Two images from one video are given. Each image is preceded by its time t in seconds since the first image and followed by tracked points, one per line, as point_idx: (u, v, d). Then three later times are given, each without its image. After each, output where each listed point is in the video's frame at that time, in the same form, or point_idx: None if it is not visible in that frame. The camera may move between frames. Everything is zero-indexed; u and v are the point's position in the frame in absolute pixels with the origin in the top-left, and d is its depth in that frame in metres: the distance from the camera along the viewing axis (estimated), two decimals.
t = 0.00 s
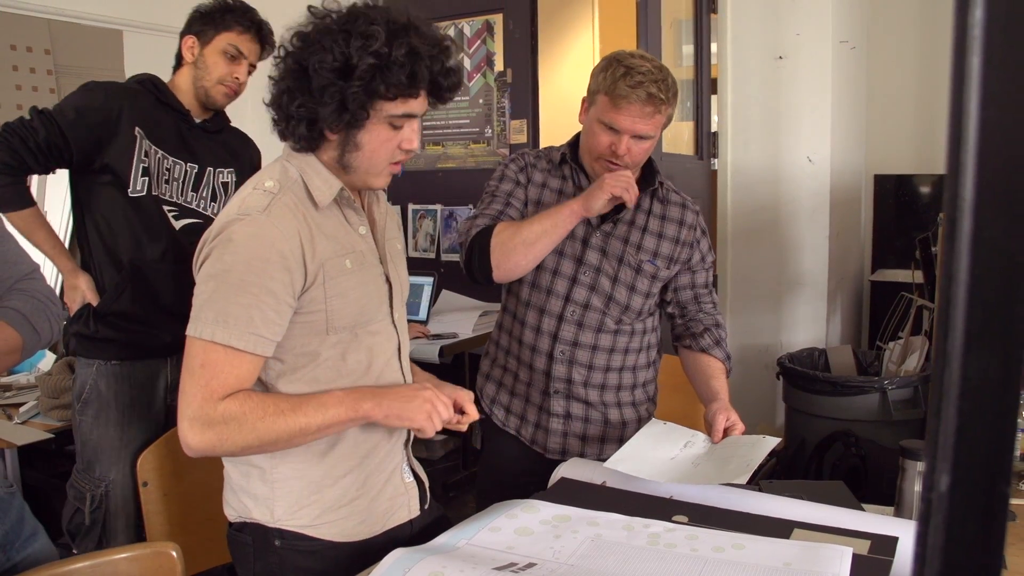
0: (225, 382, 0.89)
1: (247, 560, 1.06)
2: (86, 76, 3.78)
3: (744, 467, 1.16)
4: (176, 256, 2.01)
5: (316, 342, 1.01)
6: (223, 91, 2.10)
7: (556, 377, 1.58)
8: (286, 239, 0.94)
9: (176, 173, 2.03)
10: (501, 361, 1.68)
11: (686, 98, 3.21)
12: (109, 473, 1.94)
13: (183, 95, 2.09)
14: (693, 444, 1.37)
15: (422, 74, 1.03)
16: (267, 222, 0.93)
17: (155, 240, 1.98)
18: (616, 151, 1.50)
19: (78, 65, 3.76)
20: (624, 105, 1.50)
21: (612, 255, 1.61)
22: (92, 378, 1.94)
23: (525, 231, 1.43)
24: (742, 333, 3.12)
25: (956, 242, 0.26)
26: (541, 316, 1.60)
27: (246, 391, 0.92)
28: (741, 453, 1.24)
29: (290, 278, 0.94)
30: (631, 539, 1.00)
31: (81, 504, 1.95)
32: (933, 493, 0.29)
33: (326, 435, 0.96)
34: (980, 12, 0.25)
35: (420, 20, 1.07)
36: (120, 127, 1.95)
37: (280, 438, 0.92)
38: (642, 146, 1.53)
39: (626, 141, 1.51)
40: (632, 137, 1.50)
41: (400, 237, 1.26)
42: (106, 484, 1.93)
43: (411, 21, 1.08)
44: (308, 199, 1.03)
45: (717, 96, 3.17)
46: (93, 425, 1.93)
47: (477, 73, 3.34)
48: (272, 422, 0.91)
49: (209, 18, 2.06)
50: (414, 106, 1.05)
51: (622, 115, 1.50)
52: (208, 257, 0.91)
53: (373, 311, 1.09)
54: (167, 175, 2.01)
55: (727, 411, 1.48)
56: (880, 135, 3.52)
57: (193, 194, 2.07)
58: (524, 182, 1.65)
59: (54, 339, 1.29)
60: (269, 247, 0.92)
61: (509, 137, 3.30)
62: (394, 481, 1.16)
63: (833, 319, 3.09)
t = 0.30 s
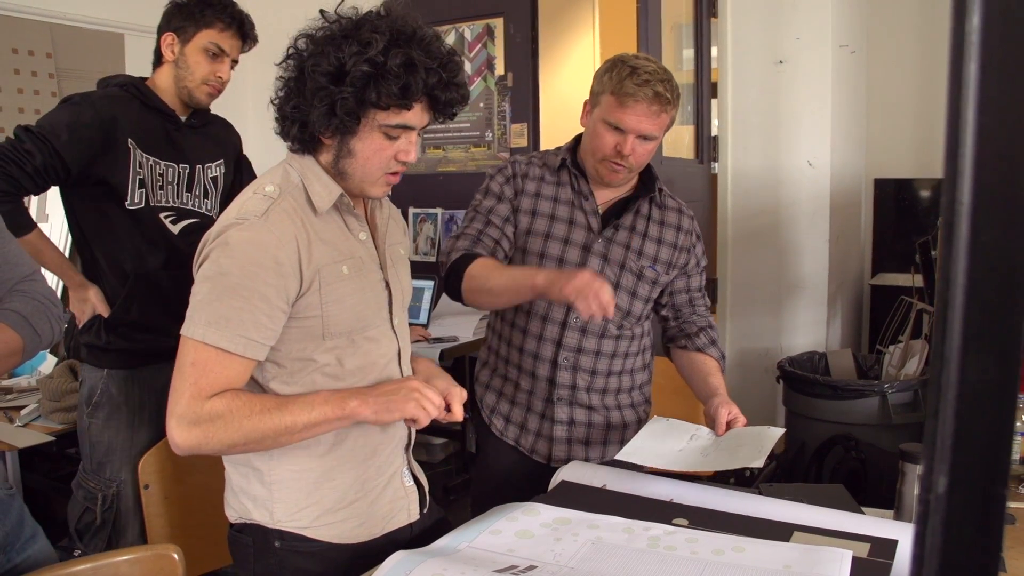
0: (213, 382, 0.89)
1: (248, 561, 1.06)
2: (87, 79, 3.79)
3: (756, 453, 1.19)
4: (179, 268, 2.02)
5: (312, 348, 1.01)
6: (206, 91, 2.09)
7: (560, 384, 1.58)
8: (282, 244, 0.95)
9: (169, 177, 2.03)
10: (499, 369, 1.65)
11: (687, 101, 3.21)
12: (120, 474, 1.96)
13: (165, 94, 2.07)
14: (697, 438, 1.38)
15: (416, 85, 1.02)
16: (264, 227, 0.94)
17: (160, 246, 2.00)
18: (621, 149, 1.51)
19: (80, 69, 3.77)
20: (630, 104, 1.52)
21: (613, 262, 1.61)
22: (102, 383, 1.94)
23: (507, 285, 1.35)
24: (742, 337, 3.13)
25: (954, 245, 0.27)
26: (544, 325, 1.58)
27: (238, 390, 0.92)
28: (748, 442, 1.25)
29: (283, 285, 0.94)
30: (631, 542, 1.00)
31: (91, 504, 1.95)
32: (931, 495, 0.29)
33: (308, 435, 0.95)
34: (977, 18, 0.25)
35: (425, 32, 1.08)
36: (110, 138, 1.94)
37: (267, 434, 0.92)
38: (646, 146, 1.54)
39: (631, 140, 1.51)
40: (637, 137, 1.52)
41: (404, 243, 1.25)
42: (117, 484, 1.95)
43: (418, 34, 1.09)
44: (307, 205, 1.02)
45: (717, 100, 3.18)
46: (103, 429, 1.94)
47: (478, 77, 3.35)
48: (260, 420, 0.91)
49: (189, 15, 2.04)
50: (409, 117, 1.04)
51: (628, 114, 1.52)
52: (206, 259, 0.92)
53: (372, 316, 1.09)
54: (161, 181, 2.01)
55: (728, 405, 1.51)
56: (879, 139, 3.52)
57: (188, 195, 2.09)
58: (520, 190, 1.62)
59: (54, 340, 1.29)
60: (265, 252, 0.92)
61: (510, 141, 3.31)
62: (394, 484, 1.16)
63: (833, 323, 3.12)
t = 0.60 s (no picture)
0: (187, 378, 0.88)
1: (249, 563, 1.06)
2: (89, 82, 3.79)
3: (747, 447, 1.19)
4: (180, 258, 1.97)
5: (310, 350, 1.02)
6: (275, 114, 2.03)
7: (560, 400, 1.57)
8: (275, 248, 0.95)
9: (224, 186, 2.00)
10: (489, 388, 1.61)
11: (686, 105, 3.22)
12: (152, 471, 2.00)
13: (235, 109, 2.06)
14: (682, 432, 1.37)
15: (409, 90, 1.02)
16: (255, 231, 0.94)
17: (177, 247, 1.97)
18: (598, 165, 1.49)
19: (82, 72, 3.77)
20: (609, 118, 1.49)
21: (601, 273, 1.59)
22: (138, 381, 1.98)
23: (483, 369, 1.35)
24: (741, 341, 3.13)
25: (954, 248, 0.27)
26: (540, 344, 1.55)
27: (216, 388, 0.90)
28: (735, 435, 1.27)
29: (274, 287, 0.94)
30: (631, 545, 1.00)
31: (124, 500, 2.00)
32: (930, 497, 0.29)
33: (290, 437, 0.91)
34: (975, 25, 0.26)
35: (421, 35, 1.08)
36: (172, 140, 1.95)
37: (243, 435, 0.89)
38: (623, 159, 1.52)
39: (608, 155, 1.49)
40: (615, 151, 1.49)
41: (401, 246, 1.25)
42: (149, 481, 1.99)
43: (415, 38, 1.09)
44: (302, 207, 1.03)
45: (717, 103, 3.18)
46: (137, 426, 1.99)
47: (478, 80, 3.36)
48: (230, 418, 0.88)
49: (272, 41, 1.91)
50: (404, 120, 1.04)
51: (606, 128, 1.49)
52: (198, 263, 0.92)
53: (370, 318, 1.09)
54: (213, 188, 1.99)
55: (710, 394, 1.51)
56: (879, 142, 3.52)
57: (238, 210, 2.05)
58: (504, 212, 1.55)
59: (54, 342, 1.29)
60: (260, 256, 0.93)
61: (510, 144, 3.32)
62: (394, 486, 1.16)
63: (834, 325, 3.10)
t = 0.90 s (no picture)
0: (210, 391, 0.89)
1: (252, 565, 1.06)
2: (92, 85, 3.79)
3: (745, 429, 1.23)
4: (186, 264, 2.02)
5: (313, 352, 1.02)
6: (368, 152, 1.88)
7: (553, 413, 1.48)
8: (278, 248, 0.95)
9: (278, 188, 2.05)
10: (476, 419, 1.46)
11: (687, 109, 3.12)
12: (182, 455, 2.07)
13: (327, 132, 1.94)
14: (670, 421, 1.38)
15: (410, 92, 1.03)
16: (259, 233, 0.94)
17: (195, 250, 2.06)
18: (563, 173, 1.38)
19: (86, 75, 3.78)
20: (568, 123, 1.37)
21: (575, 275, 1.50)
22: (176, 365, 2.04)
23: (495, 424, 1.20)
24: (742, 345, 3.15)
25: (954, 252, 0.27)
26: (531, 361, 1.44)
27: (237, 397, 0.92)
28: (726, 417, 1.29)
29: (278, 287, 0.94)
30: (632, 548, 1.00)
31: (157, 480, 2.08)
32: (931, 499, 0.29)
33: (318, 445, 0.93)
34: (976, 30, 0.26)
35: (422, 38, 1.08)
36: (239, 139, 2.01)
37: (273, 446, 0.91)
38: (583, 163, 1.41)
39: (570, 161, 1.38)
40: (577, 157, 1.38)
41: (402, 247, 1.26)
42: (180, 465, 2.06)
43: (416, 41, 1.09)
44: (304, 207, 1.03)
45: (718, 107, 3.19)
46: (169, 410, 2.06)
47: (480, 84, 3.37)
48: (256, 429, 0.89)
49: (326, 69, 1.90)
50: (404, 122, 1.04)
51: (566, 132, 1.37)
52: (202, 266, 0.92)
53: (373, 320, 1.09)
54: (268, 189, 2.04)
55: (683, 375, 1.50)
56: (879, 146, 3.53)
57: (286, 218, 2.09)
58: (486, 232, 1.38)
59: (55, 346, 1.29)
60: (265, 257, 0.93)
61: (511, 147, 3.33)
62: (397, 488, 1.16)
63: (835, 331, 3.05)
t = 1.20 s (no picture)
0: (228, 393, 0.89)
1: (254, 568, 1.06)
2: (94, 87, 3.80)
3: (739, 429, 1.28)
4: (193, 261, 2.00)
5: (318, 352, 1.02)
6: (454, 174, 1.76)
7: (550, 418, 1.48)
8: (284, 248, 0.95)
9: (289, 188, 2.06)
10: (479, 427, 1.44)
11: (689, 111, 3.10)
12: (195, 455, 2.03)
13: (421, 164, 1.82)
14: (659, 420, 1.42)
15: (416, 96, 1.03)
16: (267, 231, 0.94)
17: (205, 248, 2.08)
18: (560, 179, 1.38)
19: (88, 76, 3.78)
20: (566, 129, 1.37)
21: (570, 280, 1.50)
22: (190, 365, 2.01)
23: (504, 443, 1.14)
24: (742, 347, 3.15)
25: (956, 254, 0.27)
26: (533, 368, 1.43)
27: (253, 398, 0.92)
28: (720, 416, 1.34)
29: (284, 287, 0.94)
30: (634, 550, 1.00)
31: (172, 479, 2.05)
32: (933, 501, 0.29)
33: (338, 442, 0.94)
34: (978, 34, 0.26)
35: (430, 42, 1.08)
36: (249, 139, 2.02)
37: (293, 445, 0.92)
38: (580, 168, 1.42)
39: (568, 167, 1.38)
40: (574, 163, 1.39)
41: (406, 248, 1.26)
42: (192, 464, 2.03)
43: (422, 44, 1.09)
44: (309, 207, 1.03)
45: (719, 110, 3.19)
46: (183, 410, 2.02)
47: (481, 86, 3.38)
48: (277, 429, 0.90)
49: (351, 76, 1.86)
50: (409, 125, 1.05)
51: (565, 139, 1.37)
52: (209, 266, 0.92)
53: (378, 320, 1.09)
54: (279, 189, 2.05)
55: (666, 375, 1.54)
56: (881, 149, 3.52)
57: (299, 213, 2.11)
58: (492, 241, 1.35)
59: (57, 347, 1.29)
60: (271, 255, 0.93)
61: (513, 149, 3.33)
62: (401, 490, 1.16)
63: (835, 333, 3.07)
